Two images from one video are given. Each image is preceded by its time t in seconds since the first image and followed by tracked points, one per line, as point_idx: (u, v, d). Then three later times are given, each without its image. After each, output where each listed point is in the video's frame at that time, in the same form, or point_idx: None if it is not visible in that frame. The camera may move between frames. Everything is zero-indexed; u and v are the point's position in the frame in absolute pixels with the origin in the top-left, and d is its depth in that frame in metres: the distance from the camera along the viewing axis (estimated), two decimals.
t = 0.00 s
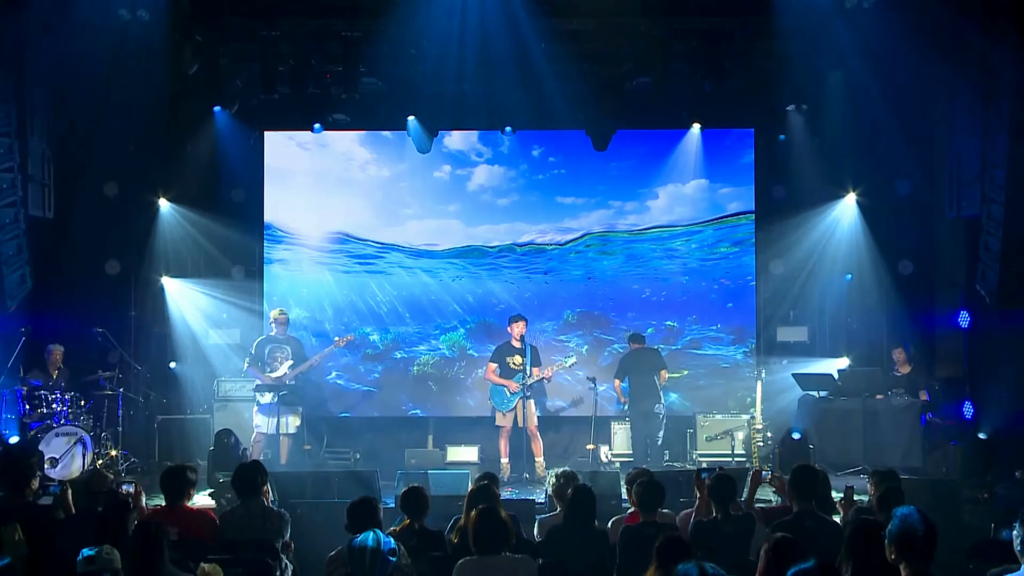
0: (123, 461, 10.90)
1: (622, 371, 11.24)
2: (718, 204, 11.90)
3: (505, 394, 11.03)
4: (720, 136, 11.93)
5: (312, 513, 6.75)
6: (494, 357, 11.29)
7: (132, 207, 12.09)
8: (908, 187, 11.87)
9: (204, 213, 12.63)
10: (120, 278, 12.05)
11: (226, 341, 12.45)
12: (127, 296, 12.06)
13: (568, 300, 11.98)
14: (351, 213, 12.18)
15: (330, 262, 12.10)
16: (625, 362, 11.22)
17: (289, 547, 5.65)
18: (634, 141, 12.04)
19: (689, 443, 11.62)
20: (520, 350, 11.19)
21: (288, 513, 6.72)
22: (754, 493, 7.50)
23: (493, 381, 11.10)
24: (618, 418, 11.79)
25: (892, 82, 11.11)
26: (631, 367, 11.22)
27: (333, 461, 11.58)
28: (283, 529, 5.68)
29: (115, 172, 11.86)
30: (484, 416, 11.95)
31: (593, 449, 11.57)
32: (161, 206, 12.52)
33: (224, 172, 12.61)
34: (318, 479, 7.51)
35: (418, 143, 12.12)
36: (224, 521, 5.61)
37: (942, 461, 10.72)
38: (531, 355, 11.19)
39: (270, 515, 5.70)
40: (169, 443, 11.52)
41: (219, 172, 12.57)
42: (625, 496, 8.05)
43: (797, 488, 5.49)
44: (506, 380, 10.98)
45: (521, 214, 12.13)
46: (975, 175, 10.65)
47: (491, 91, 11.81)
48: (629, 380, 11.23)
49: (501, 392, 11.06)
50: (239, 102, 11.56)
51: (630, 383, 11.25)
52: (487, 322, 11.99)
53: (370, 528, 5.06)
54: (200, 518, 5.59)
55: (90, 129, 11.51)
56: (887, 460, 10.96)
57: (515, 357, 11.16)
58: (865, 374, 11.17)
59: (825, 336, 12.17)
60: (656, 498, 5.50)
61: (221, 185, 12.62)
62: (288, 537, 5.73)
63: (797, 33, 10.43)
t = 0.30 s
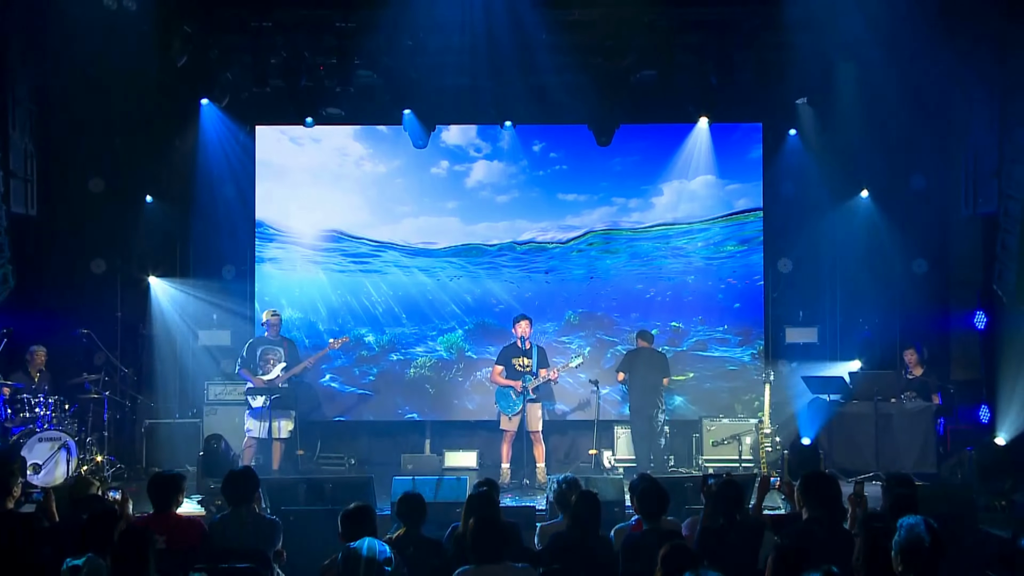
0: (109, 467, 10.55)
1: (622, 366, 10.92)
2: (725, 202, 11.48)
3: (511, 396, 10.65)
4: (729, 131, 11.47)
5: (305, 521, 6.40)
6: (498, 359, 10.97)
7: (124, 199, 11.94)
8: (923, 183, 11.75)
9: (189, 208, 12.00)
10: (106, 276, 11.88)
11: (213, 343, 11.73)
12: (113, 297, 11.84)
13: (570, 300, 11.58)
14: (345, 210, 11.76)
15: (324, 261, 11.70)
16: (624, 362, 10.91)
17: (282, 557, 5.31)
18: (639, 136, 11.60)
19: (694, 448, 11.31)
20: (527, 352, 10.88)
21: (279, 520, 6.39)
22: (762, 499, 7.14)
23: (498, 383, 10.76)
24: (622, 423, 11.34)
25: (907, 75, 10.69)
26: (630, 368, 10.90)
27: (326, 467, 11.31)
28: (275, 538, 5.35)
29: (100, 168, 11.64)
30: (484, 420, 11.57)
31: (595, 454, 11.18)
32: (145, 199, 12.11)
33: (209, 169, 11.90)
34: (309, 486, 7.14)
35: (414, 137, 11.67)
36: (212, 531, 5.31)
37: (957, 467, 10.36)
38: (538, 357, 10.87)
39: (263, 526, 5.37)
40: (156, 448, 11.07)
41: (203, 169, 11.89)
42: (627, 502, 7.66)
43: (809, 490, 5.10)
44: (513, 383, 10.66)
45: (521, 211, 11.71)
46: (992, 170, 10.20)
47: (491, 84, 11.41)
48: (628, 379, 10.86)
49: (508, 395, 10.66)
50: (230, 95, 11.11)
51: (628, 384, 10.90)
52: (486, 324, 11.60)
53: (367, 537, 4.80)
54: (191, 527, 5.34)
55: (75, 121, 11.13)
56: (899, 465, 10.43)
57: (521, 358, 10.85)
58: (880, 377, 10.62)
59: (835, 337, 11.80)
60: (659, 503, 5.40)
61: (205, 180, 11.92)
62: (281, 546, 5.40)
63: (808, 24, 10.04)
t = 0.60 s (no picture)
0: (95, 473, 10.16)
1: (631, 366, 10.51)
2: (733, 198, 11.10)
3: (513, 400, 10.36)
4: (737, 125, 11.07)
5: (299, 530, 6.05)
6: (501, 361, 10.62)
7: (109, 199, 11.42)
8: (938, 179, 11.22)
9: (174, 207, 11.55)
10: (90, 275, 11.39)
11: (203, 344, 11.30)
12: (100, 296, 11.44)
13: (572, 300, 11.20)
14: (340, 206, 11.35)
15: (318, 260, 11.30)
16: (631, 363, 10.50)
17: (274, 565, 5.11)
18: (643, 130, 11.20)
19: (700, 453, 11.01)
20: (531, 354, 10.52)
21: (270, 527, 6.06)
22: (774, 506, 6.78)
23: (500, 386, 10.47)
24: (626, 427, 10.93)
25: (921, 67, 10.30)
26: (639, 368, 10.48)
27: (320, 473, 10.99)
28: (267, 545, 5.14)
29: (87, 163, 11.14)
30: (484, 424, 11.18)
31: (598, 461, 10.73)
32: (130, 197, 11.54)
33: (195, 165, 11.51)
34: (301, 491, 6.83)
35: (409, 130, 11.26)
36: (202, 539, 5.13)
37: (974, 473, 9.99)
38: (542, 359, 10.51)
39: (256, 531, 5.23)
40: (145, 454, 10.67)
41: (189, 166, 11.50)
42: (632, 510, 7.31)
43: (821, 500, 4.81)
44: (514, 386, 10.34)
45: (522, 208, 11.31)
46: (1011, 166, 9.86)
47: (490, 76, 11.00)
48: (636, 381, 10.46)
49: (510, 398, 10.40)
50: (219, 88, 10.72)
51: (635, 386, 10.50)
52: (485, 325, 11.22)
53: (360, 545, 4.56)
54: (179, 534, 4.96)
55: (61, 115, 10.78)
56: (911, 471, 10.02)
57: (525, 361, 10.47)
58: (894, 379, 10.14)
59: (846, 338, 11.38)
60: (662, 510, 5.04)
61: (191, 178, 11.52)
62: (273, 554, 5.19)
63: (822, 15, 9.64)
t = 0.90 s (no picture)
0: (81, 479, 9.79)
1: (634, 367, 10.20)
2: (739, 195, 10.75)
3: (512, 403, 9.99)
4: (742, 119, 10.76)
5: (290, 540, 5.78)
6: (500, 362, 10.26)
7: (94, 196, 11.03)
8: (952, 175, 10.92)
9: (163, 205, 11.16)
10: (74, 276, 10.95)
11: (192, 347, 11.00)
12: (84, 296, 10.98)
13: (574, 300, 10.86)
14: (334, 204, 10.99)
15: (312, 259, 10.95)
16: (634, 364, 10.20)
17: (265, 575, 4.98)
18: (647, 125, 10.87)
19: (706, 458, 10.64)
20: (530, 356, 10.18)
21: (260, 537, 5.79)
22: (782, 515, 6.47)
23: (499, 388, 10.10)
24: (630, 432, 10.59)
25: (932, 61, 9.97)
26: (643, 369, 10.17)
27: (313, 480, 10.73)
28: (259, 554, 5.01)
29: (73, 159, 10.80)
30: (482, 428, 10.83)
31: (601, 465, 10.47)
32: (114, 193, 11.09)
33: (182, 162, 11.15)
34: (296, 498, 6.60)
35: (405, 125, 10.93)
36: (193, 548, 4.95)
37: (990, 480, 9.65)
38: (542, 361, 10.16)
39: (248, 540, 5.04)
40: (131, 458, 10.33)
41: (177, 162, 11.14)
42: (635, 518, 7.00)
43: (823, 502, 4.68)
44: (513, 389, 9.97)
45: (522, 206, 10.96)
46: None
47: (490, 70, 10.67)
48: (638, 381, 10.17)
49: (509, 401, 10.02)
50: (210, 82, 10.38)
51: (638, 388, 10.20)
52: (484, 326, 10.88)
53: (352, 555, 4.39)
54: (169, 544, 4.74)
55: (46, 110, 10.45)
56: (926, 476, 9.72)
57: (523, 363, 10.13)
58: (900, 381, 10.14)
59: (856, 340, 11.04)
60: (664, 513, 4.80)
61: (180, 174, 11.15)
62: (264, 562, 5.06)
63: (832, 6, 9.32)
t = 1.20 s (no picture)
0: (66, 485, 9.46)
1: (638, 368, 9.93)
2: (746, 191, 10.42)
3: (507, 406, 9.63)
4: (749, 113, 10.43)
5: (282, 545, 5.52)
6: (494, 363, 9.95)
7: (80, 191, 10.70)
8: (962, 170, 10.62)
9: (151, 199, 10.75)
10: (57, 275, 10.61)
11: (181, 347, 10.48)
12: (68, 294, 10.64)
13: (575, 300, 10.53)
14: (328, 201, 10.65)
15: (305, 257, 10.62)
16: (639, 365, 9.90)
17: None
18: (652, 120, 10.56)
19: (712, 463, 10.33)
20: (524, 356, 9.83)
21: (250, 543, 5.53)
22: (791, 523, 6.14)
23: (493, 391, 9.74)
24: (633, 436, 10.25)
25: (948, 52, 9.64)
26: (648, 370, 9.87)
27: (307, 486, 10.33)
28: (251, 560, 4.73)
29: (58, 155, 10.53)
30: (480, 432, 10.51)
31: (604, 470, 10.10)
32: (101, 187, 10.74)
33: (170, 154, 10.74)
34: (286, 504, 6.25)
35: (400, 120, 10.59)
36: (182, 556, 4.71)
37: (1006, 486, 9.33)
38: (537, 361, 9.83)
39: (238, 548, 4.76)
40: (120, 462, 10.10)
41: (166, 155, 10.73)
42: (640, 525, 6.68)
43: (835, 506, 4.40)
44: (509, 392, 9.61)
45: (521, 202, 10.63)
46: None
47: (488, 62, 10.34)
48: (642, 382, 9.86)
49: (503, 404, 9.66)
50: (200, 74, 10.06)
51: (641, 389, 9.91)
52: (483, 326, 10.55)
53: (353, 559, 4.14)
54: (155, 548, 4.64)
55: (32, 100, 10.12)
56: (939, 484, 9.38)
57: (518, 364, 9.79)
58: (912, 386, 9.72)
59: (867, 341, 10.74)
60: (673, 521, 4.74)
61: (169, 168, 10.75)
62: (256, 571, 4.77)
63: None
